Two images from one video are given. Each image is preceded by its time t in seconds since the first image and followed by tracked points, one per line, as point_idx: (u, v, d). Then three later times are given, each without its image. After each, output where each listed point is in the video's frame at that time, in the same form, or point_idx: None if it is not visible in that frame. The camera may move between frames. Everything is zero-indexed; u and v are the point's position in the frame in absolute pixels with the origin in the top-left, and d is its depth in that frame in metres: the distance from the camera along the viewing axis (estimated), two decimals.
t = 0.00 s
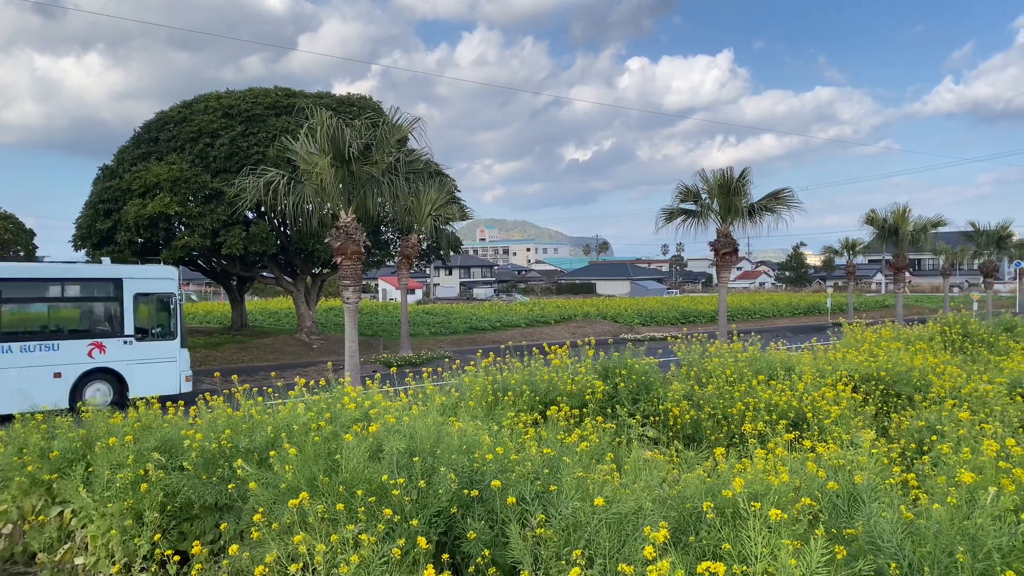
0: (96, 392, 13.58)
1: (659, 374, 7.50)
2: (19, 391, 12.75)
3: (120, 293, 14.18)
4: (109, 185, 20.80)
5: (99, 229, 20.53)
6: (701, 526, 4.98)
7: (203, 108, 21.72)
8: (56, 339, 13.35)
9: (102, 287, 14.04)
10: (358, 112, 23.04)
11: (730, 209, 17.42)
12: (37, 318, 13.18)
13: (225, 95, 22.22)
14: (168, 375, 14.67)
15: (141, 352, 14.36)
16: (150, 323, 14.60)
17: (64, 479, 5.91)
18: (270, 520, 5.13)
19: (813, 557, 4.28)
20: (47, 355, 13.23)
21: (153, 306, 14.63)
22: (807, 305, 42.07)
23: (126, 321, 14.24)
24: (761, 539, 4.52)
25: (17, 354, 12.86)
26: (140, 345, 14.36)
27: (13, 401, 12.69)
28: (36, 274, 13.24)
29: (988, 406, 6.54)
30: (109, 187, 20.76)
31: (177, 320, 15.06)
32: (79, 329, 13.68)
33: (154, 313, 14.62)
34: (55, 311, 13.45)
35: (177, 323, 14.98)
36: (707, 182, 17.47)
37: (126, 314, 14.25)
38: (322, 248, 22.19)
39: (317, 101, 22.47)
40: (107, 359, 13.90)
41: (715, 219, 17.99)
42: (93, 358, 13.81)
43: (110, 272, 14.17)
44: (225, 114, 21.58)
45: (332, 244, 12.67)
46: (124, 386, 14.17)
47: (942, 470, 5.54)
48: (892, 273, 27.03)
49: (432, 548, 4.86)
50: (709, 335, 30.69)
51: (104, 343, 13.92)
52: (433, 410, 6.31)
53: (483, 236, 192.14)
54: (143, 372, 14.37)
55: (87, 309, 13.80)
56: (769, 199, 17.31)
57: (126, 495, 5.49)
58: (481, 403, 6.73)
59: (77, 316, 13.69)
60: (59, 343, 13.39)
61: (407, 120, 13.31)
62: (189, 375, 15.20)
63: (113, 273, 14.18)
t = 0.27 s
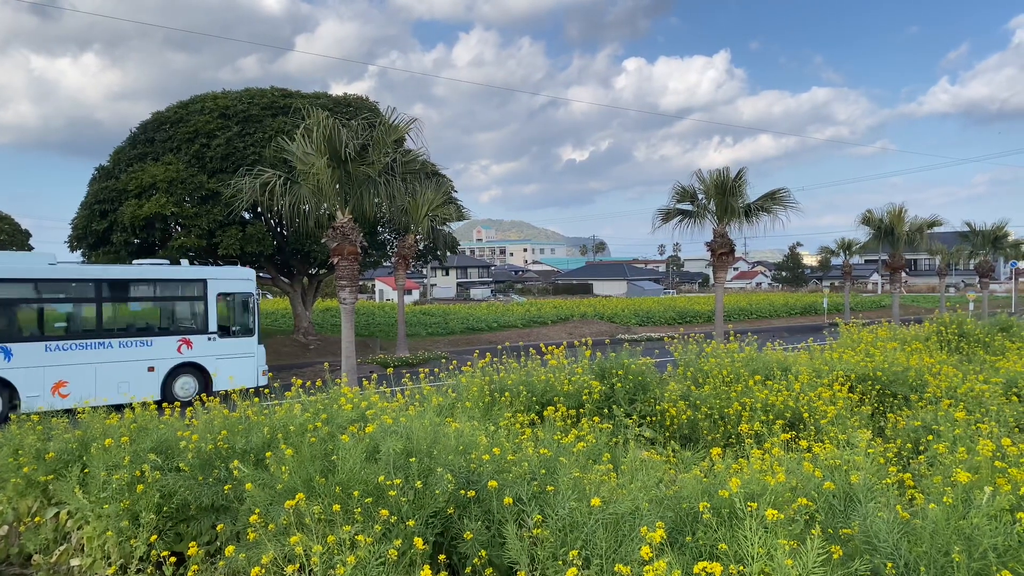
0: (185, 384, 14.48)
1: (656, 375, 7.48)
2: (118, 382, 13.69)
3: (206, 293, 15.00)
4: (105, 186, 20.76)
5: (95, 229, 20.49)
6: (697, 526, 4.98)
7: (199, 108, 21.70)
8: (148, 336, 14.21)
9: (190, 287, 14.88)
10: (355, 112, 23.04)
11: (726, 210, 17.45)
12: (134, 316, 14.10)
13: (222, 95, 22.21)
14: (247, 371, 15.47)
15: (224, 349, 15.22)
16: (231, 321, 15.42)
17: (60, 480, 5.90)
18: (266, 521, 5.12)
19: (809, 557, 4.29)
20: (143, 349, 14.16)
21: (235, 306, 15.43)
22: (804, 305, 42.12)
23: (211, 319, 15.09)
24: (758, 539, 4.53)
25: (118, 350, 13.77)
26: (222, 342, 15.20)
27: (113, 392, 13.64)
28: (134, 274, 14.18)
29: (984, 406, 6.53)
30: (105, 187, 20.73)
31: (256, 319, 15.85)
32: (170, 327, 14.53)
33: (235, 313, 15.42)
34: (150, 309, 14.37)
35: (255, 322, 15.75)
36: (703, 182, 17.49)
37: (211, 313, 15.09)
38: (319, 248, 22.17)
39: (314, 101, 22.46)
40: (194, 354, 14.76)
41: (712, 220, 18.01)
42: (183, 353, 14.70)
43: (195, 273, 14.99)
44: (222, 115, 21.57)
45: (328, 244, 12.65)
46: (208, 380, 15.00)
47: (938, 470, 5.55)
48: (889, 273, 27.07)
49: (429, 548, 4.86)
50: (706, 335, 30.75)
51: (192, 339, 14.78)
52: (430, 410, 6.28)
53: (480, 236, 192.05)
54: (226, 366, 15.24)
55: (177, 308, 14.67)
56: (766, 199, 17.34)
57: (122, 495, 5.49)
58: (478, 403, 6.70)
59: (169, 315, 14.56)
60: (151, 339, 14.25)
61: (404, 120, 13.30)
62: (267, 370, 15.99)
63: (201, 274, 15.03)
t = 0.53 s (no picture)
0: (261, 377, 15.99)
1: (651, 375, 7.47)
2: (202, 375, 15.02)
3: (277, 294, 16.41)
4: (100, 186, 20.74)
5: (89, 230, 20.44)
6: (692, 526, 4.99)
7: (193, 109, 21.69)
8: (229, 333, 15.62)
9: (264, 288, 16.27)
10: (349, 113, 23.04)
11: (721, 210, 17.46)
12: (215, 315, 15.46)
13: (216, 95, 22.23)
14: (312, 364, 17.04)
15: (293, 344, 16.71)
16: (298, 319, 16.92)
17: (53, 481, 5.88)
18: (260, 522, 5.11)
19: (803, 557, 4.31)
20: (224, 345, 15.55)
21: (303, 305, 16.91)
22: (799, 305, 42.19)
23: (281, 317, 16.55)
24: (753, 538, 4.55)
25: (202, 346, 15.10)
26: (291, 338, 16.66)
27: (200, 384, 15.00)
28: (215, 276, 15.50)
29: (977, 405, 6.53)
30: (100, 188, 20.71)
31: (319, 317, 17.47)
32: (247, 325, 15.96)
33: (304, 311, 16.95)
34: (228, 309, 15.75)
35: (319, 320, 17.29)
36: (697, 183, 17.51)
37: (281, 312, 16.55)
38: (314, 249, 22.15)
39: (308, 102, 22.46)
40: (267, 350, 16.23)
41: (706, 220, 18.03)
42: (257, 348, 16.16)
43: (269, 275, 16.41)
44: (216, 115, 21.60)
45: (323, 245, 12.64)
46: (280, 373, 16.46)
47: (931, 469, 5.57)
48: (883, 274, 27.12)
49: (424, 549, 4.86)
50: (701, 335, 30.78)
51: (266, 336, 16.26)
52: (425, 410, 6.26)
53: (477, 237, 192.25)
54: (296, 360, 16.79)
55: (252, 308, 16.05)
56: (760, 199, 17.35)
57: (116, 497, 5.48)
58: (473, 403, 6.68)
59: (245, 314, 15.94)
60: (232, 335, 15.66)
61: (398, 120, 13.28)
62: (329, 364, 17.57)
63: (272, 277, 16.43)
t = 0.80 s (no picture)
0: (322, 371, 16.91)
1: (643, 375, 7.47)
2: (273, 369, 16.19)
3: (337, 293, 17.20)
4: (90, 187, 20.65)
5: (80, 231, 20.36)
6: (684, 526, 5.00)
7: (184, 109, 21.64)
8: (297, 329, 16.66)
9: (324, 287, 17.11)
10: (341, 113, 23.02)
11: (713, 211, 17.49)
12: (280, 313, 16.40)
13: (207, 96, 22.18)
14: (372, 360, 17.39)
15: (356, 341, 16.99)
16: (359, 316, 17.23)
17: (42, 483, 5.85)
18: (251, 523, 5.09)
19: (794, 557, 4.33)
20: (288, 341, 16.51)
21: (364, 303, 17.14)
22: (790, 305, 42.34)
23: (342, 315, 16.87)
24: (744, 538, 4.56)
25: (271, 342, 16.16)
26: (351, 334, 16.94)
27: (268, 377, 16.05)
28: (281, 277, 16.41)
29: (967, 404, 6.54)
30: (90, 188, 20.62)
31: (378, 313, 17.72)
32: (310, 322, 16.91)
33: (362, 309, 17.09)
34: (292, 307, 16.67)
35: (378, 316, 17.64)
36: (690, 183, 17.54)
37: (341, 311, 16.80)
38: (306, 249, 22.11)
39: (300, 102, 22.43)
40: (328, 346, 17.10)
41: (699, 220, 18.06)
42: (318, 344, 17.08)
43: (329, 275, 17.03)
44: (208, 116, 21.55)
45: (315, 245, 12.56)
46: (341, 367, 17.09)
47: (921, 469, 5.59)
48: (874, 274, 27.25)
49: (416, 550, 4.85)
50: (693, 335, 30.86)
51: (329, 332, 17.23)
52: (417, 411, 6.24)
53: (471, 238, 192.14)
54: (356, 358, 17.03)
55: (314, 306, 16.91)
56: (752, 200, 17.39)
57: (106, 499, 5.45)
58: (465, 404, 6.66)
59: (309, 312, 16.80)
60: (298, 332, 16.70)
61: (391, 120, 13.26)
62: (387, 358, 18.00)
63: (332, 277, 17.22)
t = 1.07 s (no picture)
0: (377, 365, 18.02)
1: (631, 375, 7.48)
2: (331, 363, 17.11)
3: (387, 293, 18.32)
4: (76, 187, 20.53)
5: (65, 231, 20.24)
6: (671, 526, 5.01)
7: (171, 109, 21.56)
8: (351, 327, 17.69)
9: (375, 287, 18.26)
10: (329, 113, 22.99)
11: (700, 212, 17.55)
12: (337, 311, 17.45)
13: (194, 95, 22.10)
14: (417, 354, 19.19)
15: (405, 336, 18.77)
16: (404, 315, 18.99)
17: (27, 485, 5.81)
18: (238, 525, 5.07)
19: (780, 556, 4.35)
20: (344, 338, 17.54)
21: (411, 303, 18.91)
22: (777, 306, 42.52)
23: (391, 314, 18.57)
24: (730, 538, 4.57)
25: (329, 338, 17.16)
26: (400, 331, 18.72)
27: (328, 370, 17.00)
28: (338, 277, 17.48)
29: (953, 403, 6.57)
30: (76, 188, 20.50)
31: (421, 313, 19.52)
32: (363, 319, 17.91)
33: (408, 308, 18.86)
34: (348, 306, 17.67)
35: (422, 315, 19.43)
36: (678, 184, 17.59)
37: (390, 310, 18.51)
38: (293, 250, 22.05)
39: (288, 102, 22.38)
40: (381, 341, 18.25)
41: (687, 221, 18.11)
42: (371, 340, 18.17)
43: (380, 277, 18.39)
44: (195, 116, 21.47)
45: (302, 246, 12.40)
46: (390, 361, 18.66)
47: (907, 468, 5.62)
48: (861, 275, 27.39)
49: (403, 551, 4.84)
50: (681, 336, 30.98)
51: (379, 330, 18.32)
52: (405, 412, 6.20)
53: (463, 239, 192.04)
54: (403, 353, 18.76)
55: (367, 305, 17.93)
56: (740, 201, 17.45)
57: (91, 500, 5.42)
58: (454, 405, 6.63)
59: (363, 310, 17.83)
60: (353, 329, 17.72)
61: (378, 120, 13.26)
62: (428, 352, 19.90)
63: (382, 278, 18.39)
